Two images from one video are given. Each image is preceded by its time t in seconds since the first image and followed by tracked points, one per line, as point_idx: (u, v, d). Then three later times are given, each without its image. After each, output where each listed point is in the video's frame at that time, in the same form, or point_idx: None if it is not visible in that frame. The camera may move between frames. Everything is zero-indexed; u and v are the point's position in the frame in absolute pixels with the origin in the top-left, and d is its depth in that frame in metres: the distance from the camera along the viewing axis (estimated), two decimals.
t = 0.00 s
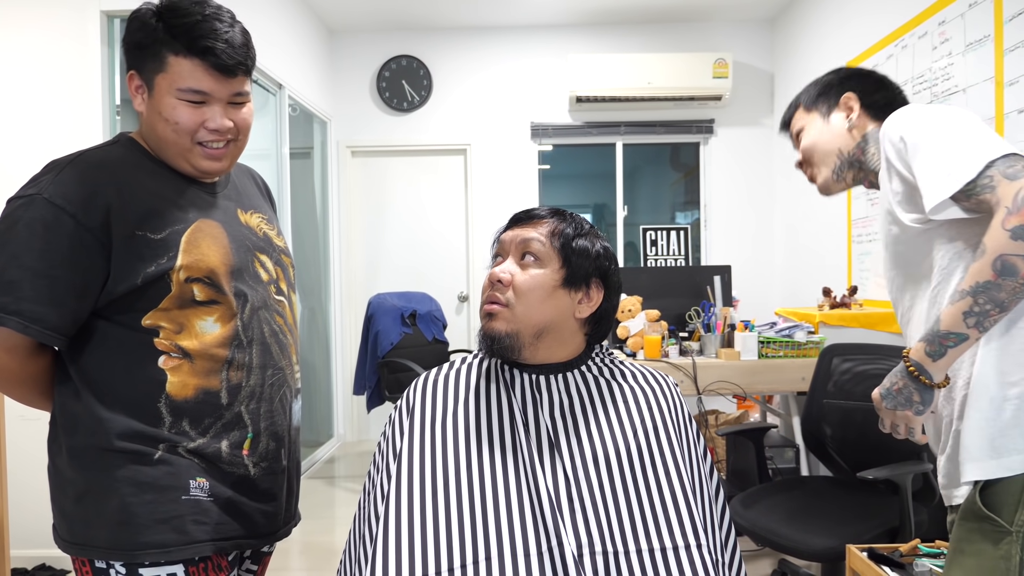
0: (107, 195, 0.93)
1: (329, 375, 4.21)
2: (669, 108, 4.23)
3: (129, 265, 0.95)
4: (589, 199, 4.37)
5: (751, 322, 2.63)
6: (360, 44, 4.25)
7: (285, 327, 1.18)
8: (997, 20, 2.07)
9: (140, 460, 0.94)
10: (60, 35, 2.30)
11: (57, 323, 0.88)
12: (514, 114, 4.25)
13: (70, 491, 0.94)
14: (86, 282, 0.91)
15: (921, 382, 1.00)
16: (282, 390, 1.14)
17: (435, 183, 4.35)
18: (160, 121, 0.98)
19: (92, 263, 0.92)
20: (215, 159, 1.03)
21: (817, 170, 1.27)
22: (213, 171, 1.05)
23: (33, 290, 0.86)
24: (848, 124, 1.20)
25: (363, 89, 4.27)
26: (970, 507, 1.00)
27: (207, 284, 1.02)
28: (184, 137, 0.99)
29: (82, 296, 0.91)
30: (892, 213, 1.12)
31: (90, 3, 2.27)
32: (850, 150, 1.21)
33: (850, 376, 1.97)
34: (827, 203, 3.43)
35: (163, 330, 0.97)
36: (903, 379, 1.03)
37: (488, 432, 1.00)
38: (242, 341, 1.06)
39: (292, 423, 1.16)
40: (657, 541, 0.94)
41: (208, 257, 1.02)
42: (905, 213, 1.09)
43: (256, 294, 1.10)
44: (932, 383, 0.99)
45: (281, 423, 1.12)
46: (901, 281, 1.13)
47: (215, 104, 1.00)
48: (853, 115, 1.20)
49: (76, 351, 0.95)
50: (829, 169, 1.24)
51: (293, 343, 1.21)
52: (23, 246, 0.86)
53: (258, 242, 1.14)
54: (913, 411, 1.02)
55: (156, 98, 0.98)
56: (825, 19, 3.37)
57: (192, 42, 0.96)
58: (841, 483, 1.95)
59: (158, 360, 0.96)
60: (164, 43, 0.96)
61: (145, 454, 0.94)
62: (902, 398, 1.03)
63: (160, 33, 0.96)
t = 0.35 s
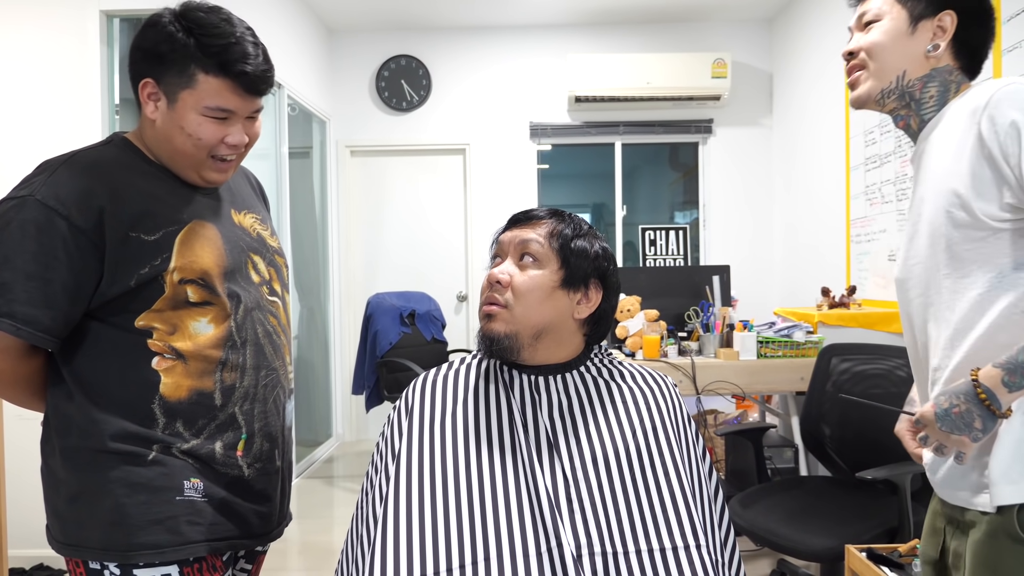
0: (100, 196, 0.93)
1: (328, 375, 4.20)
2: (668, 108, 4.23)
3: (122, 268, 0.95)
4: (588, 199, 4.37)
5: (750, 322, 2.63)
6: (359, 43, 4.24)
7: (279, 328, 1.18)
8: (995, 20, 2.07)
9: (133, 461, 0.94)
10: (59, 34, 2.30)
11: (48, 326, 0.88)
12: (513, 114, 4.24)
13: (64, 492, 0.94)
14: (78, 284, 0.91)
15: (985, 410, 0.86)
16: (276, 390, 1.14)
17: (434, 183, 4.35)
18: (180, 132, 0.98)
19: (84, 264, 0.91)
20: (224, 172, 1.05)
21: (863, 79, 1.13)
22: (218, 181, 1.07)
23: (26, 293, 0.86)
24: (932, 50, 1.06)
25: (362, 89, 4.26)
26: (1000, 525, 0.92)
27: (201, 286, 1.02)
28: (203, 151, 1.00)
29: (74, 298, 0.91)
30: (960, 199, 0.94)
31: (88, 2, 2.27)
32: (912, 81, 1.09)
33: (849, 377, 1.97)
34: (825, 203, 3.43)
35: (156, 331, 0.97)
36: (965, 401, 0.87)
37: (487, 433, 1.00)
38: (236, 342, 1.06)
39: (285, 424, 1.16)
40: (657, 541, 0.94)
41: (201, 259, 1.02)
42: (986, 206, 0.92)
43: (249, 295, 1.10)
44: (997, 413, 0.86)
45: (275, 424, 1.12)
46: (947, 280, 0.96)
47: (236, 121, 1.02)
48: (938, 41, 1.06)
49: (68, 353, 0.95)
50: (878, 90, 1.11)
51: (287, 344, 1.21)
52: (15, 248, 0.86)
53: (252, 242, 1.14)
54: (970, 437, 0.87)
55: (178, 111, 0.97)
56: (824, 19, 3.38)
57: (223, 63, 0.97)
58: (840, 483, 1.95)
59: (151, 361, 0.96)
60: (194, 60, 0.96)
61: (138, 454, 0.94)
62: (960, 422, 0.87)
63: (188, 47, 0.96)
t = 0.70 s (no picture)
0: (110, 194, 0.92)
1: (327, 374, 4.20)
2: (667, 108, 4.23)
3: (129, 267, 0.94)
4: (587, 198, 4.37)
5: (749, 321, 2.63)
6: (358, 43, 4.24)
7: (275, 331, 1.18)
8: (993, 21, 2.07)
9: (132, 467, 0.93)
10: (59, 34, 2.30)
11: (54, 325, 0.87)
12: (512, 114, 4.24)
13: (59, 497, 0.93)
14: (84, 283, 0.90)
15: None
16: (271, 394, 1.14)
17: (433, 182, 4.34)
18: (201, 101, 1.01)
19: (91, 263, 0.91)
20: (240, 145, 1.08)
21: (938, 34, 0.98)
22: (235, 159, 1.08)
23: (34, 291, 0.86)
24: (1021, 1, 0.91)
25: (361, 89, 4.26)
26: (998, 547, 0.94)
27: (205, 289, 1.01)
28: (224, 119, 1.03)
29: (79, 297, 0.90)
30: None
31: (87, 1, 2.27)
32: (997, 35, 0.93)
33: (848, 376, 1.98)
34: (824, 203, 3.44)
35: (158, 335, 0.97)
36: None
37: (487, 434, 1.00)
38: (236, 347, 1.06)
39: (280, 428, 1.17)
40: (657, 540, 0.94)
41: (207, 261, 1.02)
42: None
43: (248, 299, 1.10)
44: None
45: (270, 428, 1.13)
46: None
47: (250, 90, 1.07)
48: None
49: (71, 354, 0.94)
50: (954, 50, 0.96)
51: (282, 347, 1.21)
52: (23, 246, 0.85)
53: (250, 245, 1.14)
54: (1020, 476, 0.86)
55: (198, 80, 1.01)
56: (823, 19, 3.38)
57: (235, 28, 1.04)
58: (840, 484, 1.95)
59: (152, 366, 0.96)
60: (208, 29, 1.01)
61: (138, 460, 0.94)
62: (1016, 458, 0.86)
63: (200, 19, 1.01)
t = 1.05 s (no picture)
0: (122, 186, 0.92)
1: (325, 374, 4.20)
2: (666, 107, 4.23)
3: (140, 260, 0.94)
4: (586, 198, 4.37)
5: (749, 320, 2.64)
6: (356, 43, 4.24)
7: (275, 329, 1.18)
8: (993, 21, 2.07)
9: (141, 466, 0.93)
10: (57, 33, 2.29)
11: (69, 317, 0.87)
12: (511, 113, 4.24)
13: (62, 500, 0.92)
14: (97, 275, 0.90)
15: None
16: (273, 391, 1.14)
17: (432, 182, 4.34)
18: (212, 98, 1.02)
19: (104, 256, 0.91)
20: (244, 145, 1.09)
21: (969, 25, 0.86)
22: (237, 158, 1.10)
23: (49, 282, 0.85)
24: None
25: (359, 89, 4.25)
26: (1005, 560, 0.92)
27: (211, 285, 1.01)
28: (234, 118, 1.05)
29: (91, 290, 0.90)
30: None
31: None
32: None
33: (847, 374, 1.98)
34: (823, 202, 3.44)
35: (164, 331, 0.96)
36: None
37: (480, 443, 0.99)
38: (241, 344, 1.06)
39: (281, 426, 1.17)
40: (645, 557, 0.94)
41: (213, 257, 1.02)
42: None
43: (250, 297, 1.10)
44: None
45: (273, 426, 1.13)
46: None
47: (257, 93, 1.10)
48: None
49: (79, 353, 0.94)
50: (991, 37, 0.84)
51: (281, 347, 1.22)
52: (38, 237, 0.85)
53: (247, 245, 1.14)
54: None
55: (210, 77, 1.02)
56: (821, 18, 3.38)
57: (247, 33, 1.08)
58: (840, 483, 1.95)
59: (159, 363, 0.96)
60: (223, 31, 1.04)
61: (147, 459, 0.93)
62: None
63: (214, 20, 1.04)
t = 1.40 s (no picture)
0: (123, 184, 0.92)
1: (324, 374, 4.20)
2: (664, 107, 4.23)
3: (141, 258, 0.94)
4: (585, 198, 4.36)
5: (747, 320, 2.64)
6: (354, 42, 4.24)
7: (274, 329, 1.18)
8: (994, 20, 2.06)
9: (144, 464, 0.93)
10: (57, 33, 2.29)
11: (72, 314, 0.86)
12: (510, 113, 4.24)
13: (62, 500, 0.92)
14: (99, 273, 0.90)
15: None
16: (272, 390, 1.14)
17: (430, 182, 4.34)
18: (187, 102, 1.01)
19: (105, 254, 0.90)
20: (229, 148, 1.08)
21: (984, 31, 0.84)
22: (223, 161, 1.09)
23: (53, 279, 0.84)
24: None
25: (358, 89, 4.25)
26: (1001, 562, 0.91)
27: (211, 283, 1.01)
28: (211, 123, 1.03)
29: (94, 288, 0.89)
30: None
31: None
32: None
33: (847, 374, 1.97)
34: (822, 201, 3.44)
35: (165, 329, 0.96)
36: None
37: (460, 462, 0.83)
38: (241, 341, 1.06)
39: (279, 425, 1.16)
40: None
41: (213, 255, 1.02)
42: None
43: (249, 295, 1.10)
44: None
45: (272, 424, 1.13)
46: None
47: (240, 95, 1.07)
48: None
49: (80, 351, 0.94)
50: (1009, 40, 0.82)
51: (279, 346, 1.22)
52: (41, 233, 0.84)
53: (244, 244, 1.14)
54: None
55: (185, 81, 1.01)
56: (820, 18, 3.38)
57: (228, 31, 1.03)
58: (839, 481, 1.95)
59: (160, 361, 0.96)
60: (201, 32, 1.01)
61: (149, 457, 0.93)
62: None
63: (194, 21, 1.01)
